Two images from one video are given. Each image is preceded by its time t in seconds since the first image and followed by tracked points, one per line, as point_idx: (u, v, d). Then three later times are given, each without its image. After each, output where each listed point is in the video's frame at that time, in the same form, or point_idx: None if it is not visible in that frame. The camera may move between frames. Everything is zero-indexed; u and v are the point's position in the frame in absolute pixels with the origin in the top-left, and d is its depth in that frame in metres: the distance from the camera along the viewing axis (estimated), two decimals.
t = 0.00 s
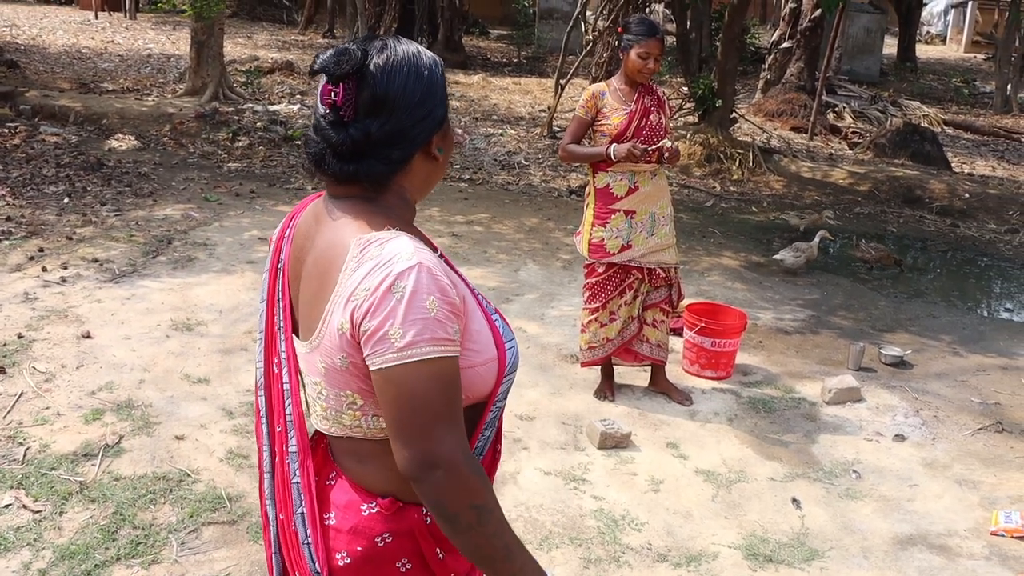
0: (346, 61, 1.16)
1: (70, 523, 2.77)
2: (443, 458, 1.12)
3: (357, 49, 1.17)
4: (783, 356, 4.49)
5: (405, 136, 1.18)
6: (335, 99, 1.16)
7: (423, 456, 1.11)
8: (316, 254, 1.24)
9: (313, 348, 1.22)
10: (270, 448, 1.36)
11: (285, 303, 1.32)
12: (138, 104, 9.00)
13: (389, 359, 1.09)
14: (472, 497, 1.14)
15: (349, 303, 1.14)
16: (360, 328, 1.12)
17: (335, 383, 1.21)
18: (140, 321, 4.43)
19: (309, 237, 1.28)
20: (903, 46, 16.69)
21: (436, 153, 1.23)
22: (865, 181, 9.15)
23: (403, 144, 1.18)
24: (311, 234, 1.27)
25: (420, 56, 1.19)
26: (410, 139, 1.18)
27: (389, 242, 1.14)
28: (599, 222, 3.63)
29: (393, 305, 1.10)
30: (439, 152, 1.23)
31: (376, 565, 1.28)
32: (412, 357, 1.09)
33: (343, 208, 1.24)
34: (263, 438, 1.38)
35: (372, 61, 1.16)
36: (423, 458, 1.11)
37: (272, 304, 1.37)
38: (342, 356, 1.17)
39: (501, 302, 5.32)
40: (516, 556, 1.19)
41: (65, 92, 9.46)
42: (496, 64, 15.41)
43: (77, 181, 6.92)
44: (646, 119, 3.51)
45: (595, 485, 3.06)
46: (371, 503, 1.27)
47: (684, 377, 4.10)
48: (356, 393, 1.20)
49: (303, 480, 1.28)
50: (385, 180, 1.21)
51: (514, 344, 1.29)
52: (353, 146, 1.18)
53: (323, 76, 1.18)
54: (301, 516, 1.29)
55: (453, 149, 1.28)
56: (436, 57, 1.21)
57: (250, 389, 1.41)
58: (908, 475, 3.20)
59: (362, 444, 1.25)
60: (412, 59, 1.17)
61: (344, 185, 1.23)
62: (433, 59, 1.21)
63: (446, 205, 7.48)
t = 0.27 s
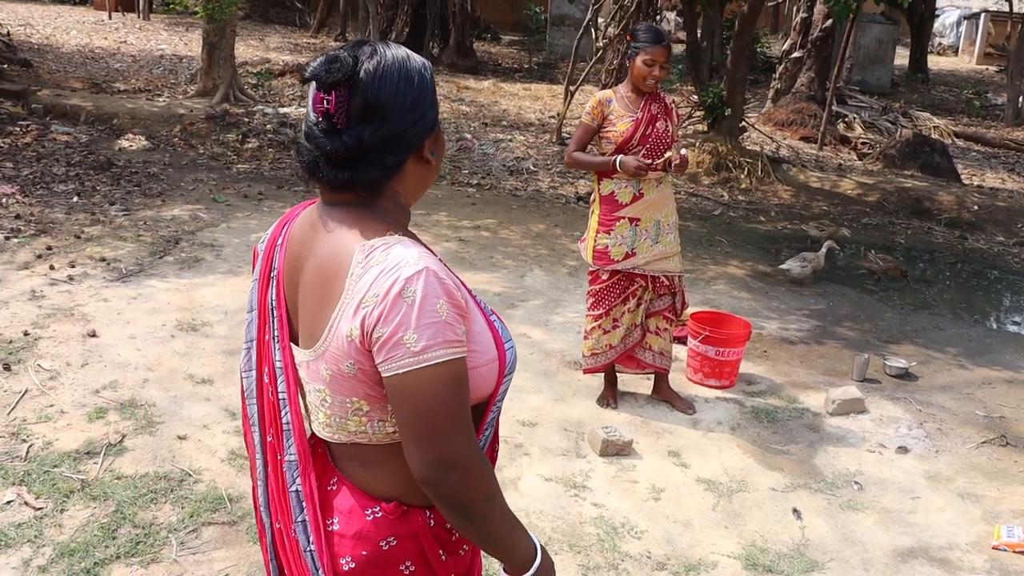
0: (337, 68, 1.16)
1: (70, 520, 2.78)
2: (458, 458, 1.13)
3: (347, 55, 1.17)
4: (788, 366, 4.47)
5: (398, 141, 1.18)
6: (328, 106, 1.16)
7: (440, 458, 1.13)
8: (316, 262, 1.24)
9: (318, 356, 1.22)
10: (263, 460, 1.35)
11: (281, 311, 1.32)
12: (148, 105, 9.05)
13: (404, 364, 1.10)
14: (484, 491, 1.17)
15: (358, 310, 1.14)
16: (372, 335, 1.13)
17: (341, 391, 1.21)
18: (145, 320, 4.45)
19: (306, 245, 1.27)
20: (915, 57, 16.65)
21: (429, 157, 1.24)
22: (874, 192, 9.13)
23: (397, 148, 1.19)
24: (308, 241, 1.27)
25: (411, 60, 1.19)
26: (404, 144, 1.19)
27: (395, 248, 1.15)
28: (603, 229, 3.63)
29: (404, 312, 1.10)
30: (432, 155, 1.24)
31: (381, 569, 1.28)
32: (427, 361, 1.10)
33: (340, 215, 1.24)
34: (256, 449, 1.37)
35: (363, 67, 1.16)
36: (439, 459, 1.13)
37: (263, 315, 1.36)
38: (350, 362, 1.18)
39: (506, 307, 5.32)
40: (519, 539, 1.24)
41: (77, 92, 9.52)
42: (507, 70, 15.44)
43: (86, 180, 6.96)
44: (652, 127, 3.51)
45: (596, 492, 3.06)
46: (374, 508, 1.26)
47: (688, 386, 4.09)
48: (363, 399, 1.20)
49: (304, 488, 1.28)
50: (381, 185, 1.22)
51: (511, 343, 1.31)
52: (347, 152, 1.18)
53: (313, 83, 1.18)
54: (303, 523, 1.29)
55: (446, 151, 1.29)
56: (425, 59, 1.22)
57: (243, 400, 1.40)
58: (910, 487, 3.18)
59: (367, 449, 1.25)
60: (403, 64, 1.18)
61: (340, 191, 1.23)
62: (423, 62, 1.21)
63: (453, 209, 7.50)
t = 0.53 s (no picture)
0: (334, 74, 1.17)
1: (88, 521, 2.82)
2: (450, 466, 1.13)
3: (343, 61, 1.18)
4: (809, 374, 4.42)
5: (395, 145, 1.19)
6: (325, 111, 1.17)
7: (432, 465, 1.13)
8: (317, 267, 1.25)
9: (316, 360, 1.23)
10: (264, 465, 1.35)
11: (283, 316, 1.33)
12: (177, 112, 9.17)
13: (397, 369, 1.11)
14: (476, 501, 1.16)
15: (354, 315, 1.15)
16: (366, 341, 1.14)
17: (340, 394, 1.22)
18: (167, 325, 4.51)
19: (306, 250, 1.29)
20: (947, 63, 16.45)
21: (428, 160, 1.24)
22: (900, 200, 9.02)
23: (395, 152, 1.20)
24: (309, 247, 1.28)
25: (407, 64, 1.20)
26: (402, 147, 1.20)
27: (391, 254, 1.16)
28: (620, 235, 3.62)
29: (398, 317, 1.11)
30: (431, 158, 1.24)
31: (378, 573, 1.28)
32: (419, 367, 1.11)
33: (341, 220, 1.25)
34: (255, 453, 1.37)
35: (359, 72, 1.17)
36: (432, 467, 1.13)
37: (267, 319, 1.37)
38: (346, 366, 1.18)
39: (526, 313, 5.31)
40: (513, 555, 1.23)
41: (108, 99, 9.68)
42: (535, 76, 15.48)
43: (114, 186, 7.07)
44: (672, 136, 3.50)
45: (610, 499, 3.04)
46: (373, 511, 1.27)
47: (706, 393, 4.06)
48: (360, 403, 1.21)
49: (304, 490, 1.29)
50: (380, 190, 1.22)
51: (512, 349, 1.31)
52: (345, 157, 1.19)
53: (310, 89, 1.19)
54: (302, 526, 1.29)
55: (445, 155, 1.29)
56: (422, 63, 1.22)
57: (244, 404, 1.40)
58: (929, 498, 3.13)
59: (365, 453, 1.26)
60: (398, 68, 1.18)
61: (340, 197, 1.24)
62: (420, 66, 1.22)
63: (477, 216, 7.51)
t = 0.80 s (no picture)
0: (313, 81, 1.20)
1: (92, 519, 2.85)
2: (396, 475, 1.15)
3: (323, 70, 1.21)
4: (821, 388, 4.38)
5: (371, 153, 1.21)
6: (300, 117, 1.20)
7: (378, 473, 1.14)
8: (288, 270, 1.27)
9: (283, 361, 1.25)
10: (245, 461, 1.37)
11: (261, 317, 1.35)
12: (204, 116, 9.29)
13: (347, 374, 1.13)
14: (423, 515, 1.17)
15: (313, 318, 1.17)
16: (321, 345, 1.16)
17: (304, 397, 1.24)
18: (183, 327, 4.56)
19: (283, 254, 1.31)
20: (981, 76, 16.26)
21: (406, 169, 1.26)
22: (925, 214, 8.94)
23: (370, 159, 1.22)
24: (285, 250, 1.31)
25: (387, 75, 1.23)
26: (378, 155, 1.22)
27: (353, 260, 1.18)
28: (636, 246, 3.60)
29: (353, 322, 1.13)
30: (408, 167, 1.26)
31: None
32: (368, 373, 1.12)
33: (315, 225, 1.27)
34: (238, 449, 1.40)
35: (337, 81, 1.20)
36: (378, 474, 1.14)
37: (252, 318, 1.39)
38: (307, 370, 1.20)
39: (540, 322, 5.31)
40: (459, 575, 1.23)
41: (138, 102, 9.83)
42: (564, 85, 15.50)
43: (139, 189, 7.18)
44: (687, 144, 3.50)
45: (612, 509, 3.03)
46: (338, 516, 1.29)
47: (716, 405, 4.04)
48: (322, 407, 1.23)
49: (276, 491, 1.31)
50: (355, 196, 1.24)
51: (484, 362, 1.31)
52: (320, 163, 1.22)
53: (289, 96, 1.22)
54: (273, 525, 1.31)
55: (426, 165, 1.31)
56: (403, 74, 1.25)
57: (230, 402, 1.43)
58: (936, 515, 3.09)
59: (332, 456, 1.27)
60: (378, 77, 1.21)
61: (315, 203, 1.27)
62: (401, 77, 1.24)
63: (497, 224, 7.54)
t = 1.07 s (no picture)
0: (281, 82, 1.22)
1: (101, 509, 2.90)
2: (358, 473, 1.17)
3: (291, 71, 1.23)
4: (836, 398, 4.34)
5: (339, 153, 1.23)
6: (268, 119, 1.22)
7: (339, 471, 1.16)
8: (260, 269, 1.29)
9: (252, 358, 1.27)
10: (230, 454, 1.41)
11: (237, 313, 1.38)
12: (234, 116, 9.40)
13: (307, 373, 1.15)
14: (385, 511, 1.19)
15: (275, 317, 1.19)
16: (283, 343, 1.17)
17: (271, 394, 1.26)
18: (201, 323, 4.62)
19: (257, 252, 1.33)
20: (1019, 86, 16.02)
21: (376, 170, 1.28)
22: (954, 225, 8.85)
23: (338, 160, 1.23)
24: (259, 249, 1.33)
25: (357, 76, 1.25)
26: (346, 155, 1.23)
27: (317, 260, 1.20)
28: (649, 252, 3.60)
29: (313, 322, 1.15)
30: (379, 167, 1.28)
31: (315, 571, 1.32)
32: (328, 373, 1.14)
33: (286, 225, 1.29)
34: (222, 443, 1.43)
35: (306, 83, 1.22)
36: (339, 473, 1.17)
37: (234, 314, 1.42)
38: (272, 367, 1.22)
39: (556, 325, 5.31)
40: (424, 568, 1.26)
41: (170, 102, 9.99)
42: (595, 90, 15.50)
43: (167, 187, 7.28)
44: (701, 151, 3.49)
45: (616, 513, 3.03)
46: (310, 512, 1.31)
47: (728, 413, 4.01)
48: (288, 403, 1.25)
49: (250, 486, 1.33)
50: (324, 196, 1.26)
51: (454, 362, 1.33)
52: (288, 164, 1.24)
53: (258, 97, 1.24)
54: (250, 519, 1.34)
55: (398, 165, 1.33)
56: (373, 75, 1.27)
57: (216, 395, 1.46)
58: (946, 528, 3.05)
59: (300, 452, 1.29)
60: (347, 78, 1.23)
61: (286, 202, 1.29)
62: (371, 77, 1.26)
63: (520, 227, 7.55)
